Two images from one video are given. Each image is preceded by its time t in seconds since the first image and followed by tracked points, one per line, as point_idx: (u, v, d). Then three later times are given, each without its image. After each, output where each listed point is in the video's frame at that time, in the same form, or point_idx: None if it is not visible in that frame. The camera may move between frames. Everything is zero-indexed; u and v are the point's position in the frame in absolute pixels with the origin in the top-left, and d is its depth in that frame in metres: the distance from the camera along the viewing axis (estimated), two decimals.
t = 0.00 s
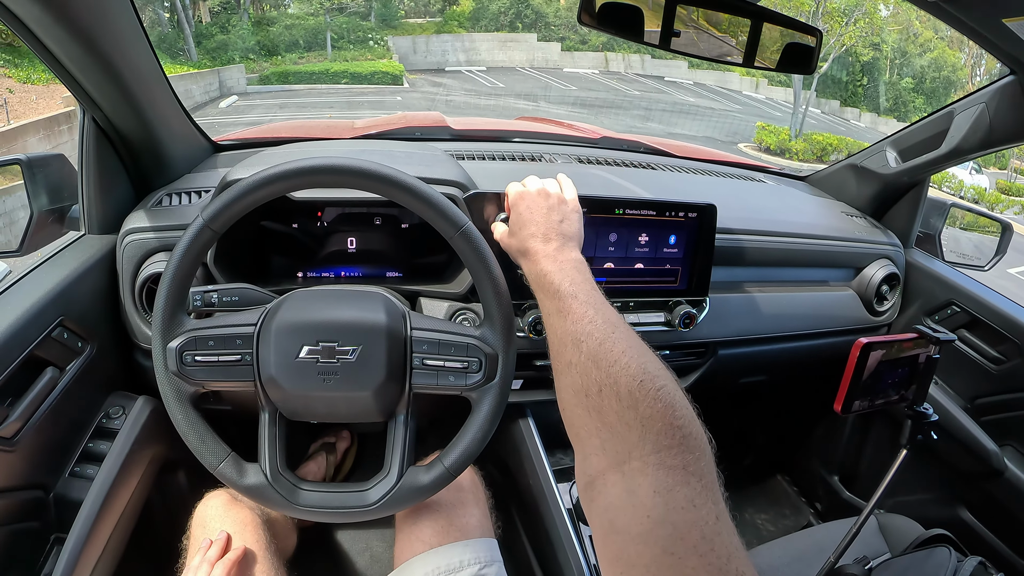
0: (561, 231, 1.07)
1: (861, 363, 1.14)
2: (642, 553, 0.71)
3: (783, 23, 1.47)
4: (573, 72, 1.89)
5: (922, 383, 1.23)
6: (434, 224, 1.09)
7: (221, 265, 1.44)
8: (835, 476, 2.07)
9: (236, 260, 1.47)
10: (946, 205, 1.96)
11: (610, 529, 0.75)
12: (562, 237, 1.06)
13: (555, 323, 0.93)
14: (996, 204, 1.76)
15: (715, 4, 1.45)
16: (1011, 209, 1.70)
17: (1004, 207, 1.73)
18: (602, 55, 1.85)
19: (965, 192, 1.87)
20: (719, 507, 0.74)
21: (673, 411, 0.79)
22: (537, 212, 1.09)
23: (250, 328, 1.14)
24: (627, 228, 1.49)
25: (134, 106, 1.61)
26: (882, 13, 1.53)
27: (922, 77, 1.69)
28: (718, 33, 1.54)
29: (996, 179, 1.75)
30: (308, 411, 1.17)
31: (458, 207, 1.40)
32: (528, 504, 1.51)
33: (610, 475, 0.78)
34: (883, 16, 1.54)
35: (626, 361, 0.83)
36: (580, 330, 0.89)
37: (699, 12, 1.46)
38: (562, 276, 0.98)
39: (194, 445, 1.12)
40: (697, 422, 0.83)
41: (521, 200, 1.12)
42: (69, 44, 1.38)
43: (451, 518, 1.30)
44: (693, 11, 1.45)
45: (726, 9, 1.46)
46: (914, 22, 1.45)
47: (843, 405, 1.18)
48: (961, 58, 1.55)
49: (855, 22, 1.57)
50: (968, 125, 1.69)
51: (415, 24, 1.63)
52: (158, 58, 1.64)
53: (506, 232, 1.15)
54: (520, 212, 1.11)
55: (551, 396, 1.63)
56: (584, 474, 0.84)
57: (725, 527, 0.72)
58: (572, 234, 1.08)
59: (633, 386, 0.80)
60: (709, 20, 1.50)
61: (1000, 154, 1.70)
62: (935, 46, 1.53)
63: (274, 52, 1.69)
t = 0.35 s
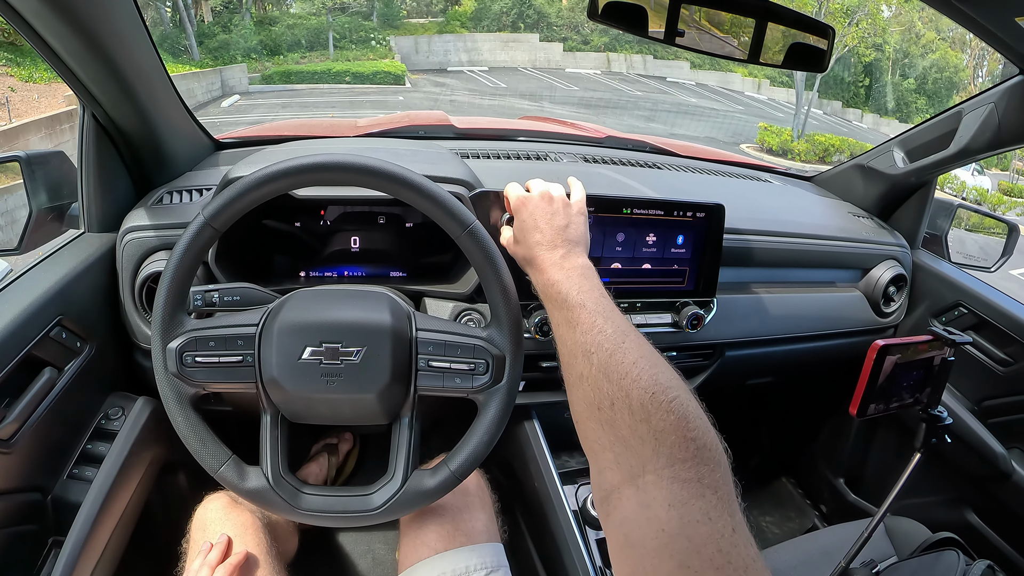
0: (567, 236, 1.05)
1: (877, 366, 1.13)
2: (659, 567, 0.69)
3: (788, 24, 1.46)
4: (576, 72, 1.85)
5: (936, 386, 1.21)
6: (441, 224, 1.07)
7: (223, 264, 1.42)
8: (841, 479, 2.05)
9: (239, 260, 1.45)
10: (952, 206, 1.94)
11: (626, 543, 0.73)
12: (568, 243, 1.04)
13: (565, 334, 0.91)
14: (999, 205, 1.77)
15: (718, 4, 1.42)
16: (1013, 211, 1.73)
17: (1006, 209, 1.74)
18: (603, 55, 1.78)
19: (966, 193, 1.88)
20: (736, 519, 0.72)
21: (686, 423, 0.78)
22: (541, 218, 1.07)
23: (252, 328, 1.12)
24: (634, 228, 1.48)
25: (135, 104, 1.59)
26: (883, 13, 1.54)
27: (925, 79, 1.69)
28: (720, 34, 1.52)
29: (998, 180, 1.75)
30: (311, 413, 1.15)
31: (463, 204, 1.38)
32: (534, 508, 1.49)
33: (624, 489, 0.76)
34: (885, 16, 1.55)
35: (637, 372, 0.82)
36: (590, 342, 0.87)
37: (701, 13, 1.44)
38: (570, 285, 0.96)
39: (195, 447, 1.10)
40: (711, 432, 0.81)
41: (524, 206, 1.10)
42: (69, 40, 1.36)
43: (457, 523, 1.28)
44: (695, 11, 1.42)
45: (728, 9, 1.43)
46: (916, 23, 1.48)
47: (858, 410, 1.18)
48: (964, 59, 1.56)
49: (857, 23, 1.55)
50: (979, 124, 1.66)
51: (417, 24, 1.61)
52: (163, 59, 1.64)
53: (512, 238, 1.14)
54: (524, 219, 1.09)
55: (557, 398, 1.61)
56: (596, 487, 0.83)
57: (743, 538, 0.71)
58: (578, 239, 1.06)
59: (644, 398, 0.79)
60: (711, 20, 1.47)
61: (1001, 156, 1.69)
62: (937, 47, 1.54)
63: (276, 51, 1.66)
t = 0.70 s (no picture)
0: (574, 236, 1.05)
1: (883, 365, 1.12)
2: (666, 562, 0.69)
3: (792, 25, 1.45)
4: (578, 72, 1.83)
5: (941, 387, 1.21)
6: (447, 222, 1.07)
7: (228, 262, 1.42)
8: (843, 480, 2.05)
9: (243, 258, 1.46)
10: (956, 207, 1.94)
11: (634, 539, 0.73)
12: (575, 242, 1.05)
13: (573, 332, 0.91)
14: (1000, 207, 1.78)
15: (720, 5, 1.42)
16: (1016, 213, 1.74)
17: (1009, 211, 1.76)
18: (606, 56, 1.77)
19: (969, 195, 1.88)
20: (743, 516, 0.72)
21: (693, 420, 0.78)
22: (549, 217, 1.07)
23: (257, 326, 1.12)
24: (639, 228, 1.48)
25: (141, 101, 1.60)
26: (887, 15, 1.54)
27: (927, 80, 1.69)
28: (723, 34, 1.52)
29: (1000, 183, 1.76)
30: (315, 411, 1.15)
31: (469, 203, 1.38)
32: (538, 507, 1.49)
33: (632, 485, 0.76)
34: (888, 17, 1.55)
35: (645, 370, 0.82)
36: (597, 340, 0.87)
37: (703, 13, 1.44)
38: (578, 285, 0.96)
39: (199, 445, 1.10)
40: (718, 430, 0.81)
41: (531, 205, 1.09)
42: (75, 37, 1.36)
43: (461, 522, 1.28)
44: (697, 12, 1.43)
45: (730, 10, 1.44)
46: (919, 23, 1.48)
47: (864, 409, 1.17)
48: (966, 61, 1.56)
49: (861, 24, 1.55)
50: (981, 125, 1.66)
51: (420, 24, 1.61)
52: (169, 59, 1.64)
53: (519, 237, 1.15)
54: (532, 219, 1.09)
55: (560, 398, 1.61)
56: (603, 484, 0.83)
57: (749, 535, 0.70)
58: (585, 238, 1.07)
59: (652, 396, 0.79)
60: (714, 21, 1.47)
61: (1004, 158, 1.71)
62: (940, 49, 1.54)
63: (280, 50, 1.67)
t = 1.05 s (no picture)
0: (577, 244, 1.05)
1: (885, 371, 1.12)
2: (664, 568, 0.69)
3: (794, 26, 1.43)
4: (580, 73, 1.82)
5: (943, 392, 1.21)
6: (451, 225, 1.08)
7: (231, 263, 1.43)
8: (844, 483, 2.05)
9: (246, 258, 1.46)
10: (958, 212, 1.94)
11: (633, 544, 0.74)
12: (579, 251, 1.04)
13: (574, 340, 0.92)
14: (1003, 211, 1.79)
15: (723, 7, 1.42)
16: (1018, 217, 1.75)
17: (1011, 215, 1.77)
18: (609, 57, 1.78)
19: (971, 198, 1.88)
20: (741, 522, 0.72)
21: (692, 428, 0.78)
22: (553, 224, 1.07)
23: (260, 327, 1.12)
24: (642, 231, 1.48)
25: (145, 101, 1.60)
26: (890, 18, 1.52)
27: (930, 84, 1.68)
28: (725, 36, 1.52)
29: (1003, 186, 1.76)
30: (318, 413, 1.15)
31: (472, 206, 1.39)
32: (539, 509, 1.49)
33: (631, 492, 0.77)
34: (892, 21, 1.52)
35: (644, 378, 0.83)
36: (598, 348, 0.88)
37: (706, 15, 1.45)
38: (580, 293, 0.97)
39: (202, 446, 1.10)
40: (716, 438, 0.81)
41: (538, 211, 1.10)
42: (79, 36, 1.37)
43: (462, 524, 1.28)
44: (701, 14, 1.44)
45: (733, 12, 1.43)
46: (924, 27, 1.47)
47: (865, 414, 1.17)
48: (969, 64, 1.56)
49: (863, 27, 1.52)
50: (984, 131, 1.68)
51: (423, 25, 1.61)
52: (172, 57, 1.65)
53: (523, 239, 1.15)
54: (537, 225, 1.09)
55: (563, 401, 1.62)
56: (603, 491, 0.83)
57: (748, 541, 0.70)
58: (589, 248, 1.07)
59: (651, 404, 0.79)
60: (717, 23, 1.47)
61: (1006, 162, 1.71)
62: (943, 52, 1.54)
63: (283, 51, 1.68)
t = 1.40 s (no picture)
0: (583, 248, 1.06)
1: (893, 373, 1.13)
2: (674, 568, 0.69)
3: (799, 28, 1.44)
4: (584, 73, 1.83)
5: (949, 395, 1.22)
6: (460, 223, 1.08)
7: (237, 260, 1.43)
8: (847, 485, 2.05)
9: (252, 255, 1.46)
10: (962, 214, 1.94)
11: (643, 546, 0.74)
12: (585, 255, 1.05)
13: (584, 345, 0.92)
14: (1005, 214, 1.80)
15: (726, 8, 1.42)
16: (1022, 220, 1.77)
17: (1014, 217, 1.78)
18: (612, 57, 1.76)
19: (974, 202, 1.89)
20: (750, 522, 0.72)
21: (701, 431, 0.78)
22: (559, 228, 1.07)
23: (269, 325, 1.12)
24: (649, 231, 1.48)
25: (152, 97, 1.60)
26: (894, 20, 1.50)
27: (933, 86, 1.69)
28: (729, 37, 1.52)
29: (1005, 189, 1.78)
30: (326, 410, 1.15)
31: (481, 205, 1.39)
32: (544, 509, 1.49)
33: (641, 495, 0.77)
34: (896, 23, 1.50)
35: (654, 383, 0.83)
36: (607, 353, 0.88)
37: (710, 16, 1.44)
38: (587, 297, 0.97)
39: (209, 443, 1.11)
40: (725, 441, 0.82)
41: (544, 214, 1.10)
42: (87, 31, 1.37)
43: (468, 522, 1.29)
44: (705, 16, 1.44)
45: (738, 13, 1.43)
46: (927, 29, 1.46)
47: (873, 415, 1.16)
48: (972, 66, 1.55)
49: (868, 29, 1.51)
50: (990, 133, 1.68)
51: (427, 23, 1.60)
52: (180, 53, 1.65)
53: (529, 243, 1.16)
54: (544, 228, 1.09)
55: (568, 400, 1.62)
56: (613, 494, 0.83)
57: (757, 540, 0.71)
58: (594, 251, 1.07)
59: (661, 407, 0.80)
60: (720, 24, 1.47)
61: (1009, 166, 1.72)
62: (946, 54, 1.53)
63: (288, 49, 1.67)
